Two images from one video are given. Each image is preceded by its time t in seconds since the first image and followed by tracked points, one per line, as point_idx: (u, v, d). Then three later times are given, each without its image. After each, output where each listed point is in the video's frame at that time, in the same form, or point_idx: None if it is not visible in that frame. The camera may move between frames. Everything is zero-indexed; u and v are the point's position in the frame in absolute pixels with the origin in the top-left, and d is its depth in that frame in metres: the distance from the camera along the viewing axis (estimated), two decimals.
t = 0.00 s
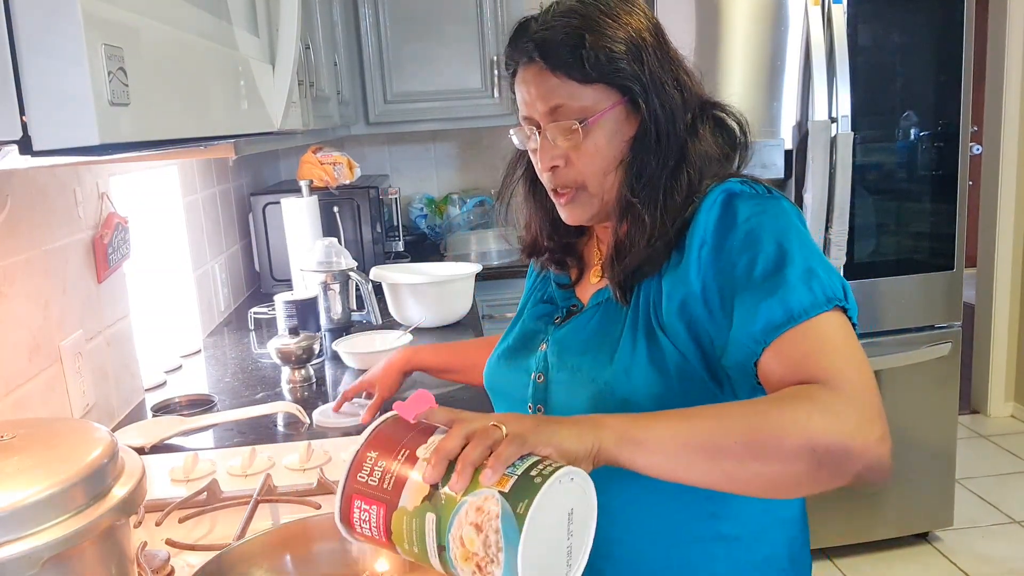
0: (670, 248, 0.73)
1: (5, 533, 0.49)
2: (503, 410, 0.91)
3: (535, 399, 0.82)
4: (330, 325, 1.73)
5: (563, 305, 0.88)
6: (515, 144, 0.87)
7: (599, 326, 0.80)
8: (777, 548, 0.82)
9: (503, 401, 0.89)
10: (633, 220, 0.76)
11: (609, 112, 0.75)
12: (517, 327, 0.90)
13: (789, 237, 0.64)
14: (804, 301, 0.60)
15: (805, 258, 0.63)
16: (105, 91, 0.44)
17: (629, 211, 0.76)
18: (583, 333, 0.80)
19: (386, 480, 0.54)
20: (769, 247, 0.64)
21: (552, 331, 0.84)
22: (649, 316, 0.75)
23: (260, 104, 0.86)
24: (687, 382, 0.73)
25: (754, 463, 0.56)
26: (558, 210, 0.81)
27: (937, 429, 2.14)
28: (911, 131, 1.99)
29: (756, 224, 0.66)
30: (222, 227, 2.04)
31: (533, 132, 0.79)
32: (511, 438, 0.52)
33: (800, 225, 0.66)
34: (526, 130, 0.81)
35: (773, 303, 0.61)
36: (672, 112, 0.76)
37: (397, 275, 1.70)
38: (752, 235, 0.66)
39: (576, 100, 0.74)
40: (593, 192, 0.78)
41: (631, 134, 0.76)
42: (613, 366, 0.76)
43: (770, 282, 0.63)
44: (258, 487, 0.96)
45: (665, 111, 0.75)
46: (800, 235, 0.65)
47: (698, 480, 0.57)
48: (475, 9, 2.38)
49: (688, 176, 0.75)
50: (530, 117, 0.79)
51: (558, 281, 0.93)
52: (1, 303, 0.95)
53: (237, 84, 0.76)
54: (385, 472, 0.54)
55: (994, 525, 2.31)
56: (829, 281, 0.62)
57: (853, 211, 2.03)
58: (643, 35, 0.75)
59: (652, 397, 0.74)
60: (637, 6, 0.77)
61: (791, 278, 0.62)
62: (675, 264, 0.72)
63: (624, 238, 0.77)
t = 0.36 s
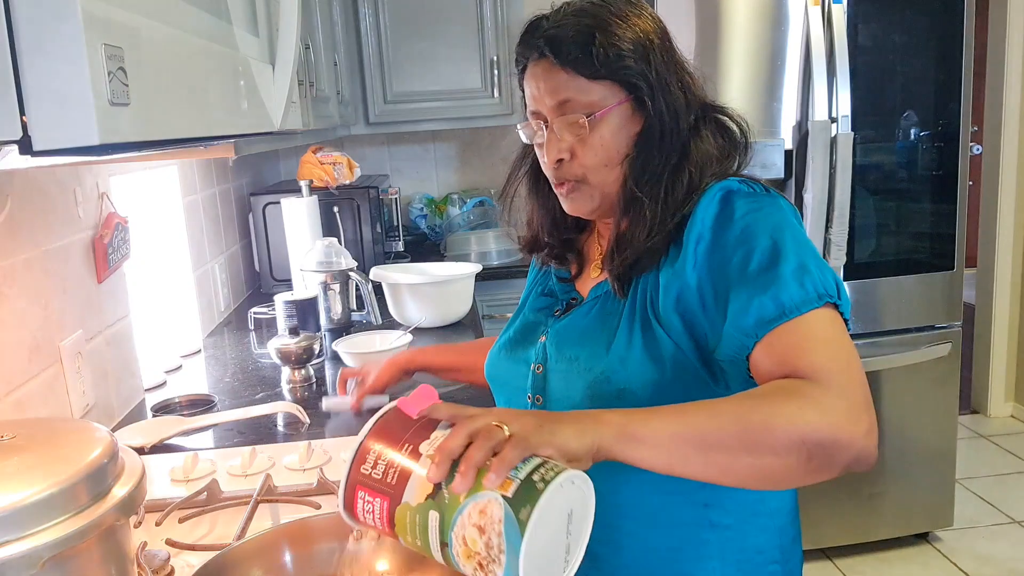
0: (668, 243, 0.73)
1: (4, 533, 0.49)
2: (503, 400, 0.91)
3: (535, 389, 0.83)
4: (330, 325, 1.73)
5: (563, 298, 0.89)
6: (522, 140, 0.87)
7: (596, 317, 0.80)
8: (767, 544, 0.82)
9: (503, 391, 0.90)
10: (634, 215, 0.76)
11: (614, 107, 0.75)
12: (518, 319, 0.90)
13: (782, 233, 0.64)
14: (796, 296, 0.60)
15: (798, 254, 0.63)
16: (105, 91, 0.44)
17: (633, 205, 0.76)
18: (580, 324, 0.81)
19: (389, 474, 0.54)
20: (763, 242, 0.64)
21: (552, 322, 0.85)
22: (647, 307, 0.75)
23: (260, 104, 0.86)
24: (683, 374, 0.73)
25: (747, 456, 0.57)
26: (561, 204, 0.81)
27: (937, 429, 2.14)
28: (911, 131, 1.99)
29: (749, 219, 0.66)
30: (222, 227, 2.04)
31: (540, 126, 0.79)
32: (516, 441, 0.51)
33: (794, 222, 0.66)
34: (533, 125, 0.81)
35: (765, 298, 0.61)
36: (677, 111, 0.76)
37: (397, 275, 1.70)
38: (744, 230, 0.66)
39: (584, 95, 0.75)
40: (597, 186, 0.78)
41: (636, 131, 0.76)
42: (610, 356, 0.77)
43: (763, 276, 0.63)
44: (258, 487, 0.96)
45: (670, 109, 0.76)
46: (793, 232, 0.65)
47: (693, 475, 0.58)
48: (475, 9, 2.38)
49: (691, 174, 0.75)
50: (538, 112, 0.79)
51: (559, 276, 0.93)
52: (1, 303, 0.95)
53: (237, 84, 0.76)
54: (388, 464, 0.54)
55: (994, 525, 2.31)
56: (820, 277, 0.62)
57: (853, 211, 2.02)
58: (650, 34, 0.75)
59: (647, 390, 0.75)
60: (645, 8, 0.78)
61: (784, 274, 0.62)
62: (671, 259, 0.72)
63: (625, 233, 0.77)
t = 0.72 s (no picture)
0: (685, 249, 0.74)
1: (3, 534, 0.48)
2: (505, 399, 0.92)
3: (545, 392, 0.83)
4: (330, 325, 1.72)
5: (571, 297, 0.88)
6: (539, 135, 0.88)
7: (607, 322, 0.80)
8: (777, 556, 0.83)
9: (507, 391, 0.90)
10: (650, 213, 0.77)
11: (635, 103, 0.76)
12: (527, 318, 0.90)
13: (804, 247, 0.65)
14: (815, 322, 0.61)
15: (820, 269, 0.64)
16: (105, 90, 0.44)
17: (651, 200, 0.77)
18: (592, 328, 0.81)
19: (412, 473, 0.51)
20: (785, 256, 0.65)
21: (561, 324, 0.84)
22: (661, 313, 0.75)
23: (260, 103, 0.86)
24: (695, 383, 0.74)
25: (760, 492, 0.58)
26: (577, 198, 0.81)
27: (937, 429, 2.14)
28: (911, 131, 1.99)
29: (771, 232, 0.67)
30: (222, 227, 2.04)
31: (559, 119, 0.80)
32: (545, 526, 0.50)
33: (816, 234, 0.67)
34: (552, 118, 0.82)
35: (787, 322, 0.62)
36: (699, 110, 0.77)
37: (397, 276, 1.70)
38: (766, 243, 0.67)
39: (607, 89, 0.76)
40: (614, 181, 0.79)
41: (656, 128, 0.78)
42: (622, 364, 0.77)
43: (785, 294, 0.64)
44: (258, 487, 0.96)
45: (690, 108, 0.76)
46: (814, 243, 0.66)
47: (705, 506, 0.58)
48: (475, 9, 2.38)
49: (709, 176, 0.76)
50: (559, 105, 0.80)
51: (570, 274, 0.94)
52: (0, 304, 0.95)
53: (237, 84, 0.76)
54: (414, 463, 0.51)
55: (994, 525, 2.31)
56: (840, 295, 0.63)
57: (853, 211, 2.03)
58: (674, 34, 0.77)
59: (657, 402, 0.75)
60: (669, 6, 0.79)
61: (805, 296, 0.63)
62: (689, 266, 0.73)
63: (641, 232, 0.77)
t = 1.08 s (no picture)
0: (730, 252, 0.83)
1: (3, 534, 0.48)
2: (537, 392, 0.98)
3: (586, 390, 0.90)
4: (330, 325, 1.72)
5: (599, 298, 0.94)
6: (577, 109, 0.93)
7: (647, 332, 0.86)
8: (779, 557, 0.89)
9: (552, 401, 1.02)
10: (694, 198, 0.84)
11: (684, 87, 0.83)
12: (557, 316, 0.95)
13: (851, 268, 0.75)
14: (860, 352, 0.72)
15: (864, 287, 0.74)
16: (105, 91, 0.44)
17: (697, 179, 0.84)
18: (632, 331, 0.87)
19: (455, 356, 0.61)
20: (836, 281, 0.74)
21: (598, 325, 0.90)
22: (705, 321, 0.83)
23: (260, 103, 0.86)
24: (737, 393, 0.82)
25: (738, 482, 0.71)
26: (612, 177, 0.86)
27: (937, 429, 2.14)
28: (911, 131, 2.00)
29: (821, 253, 0.76)
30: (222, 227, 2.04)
31: (602, 94, 0.86)
32: (528, 457, 0.64)
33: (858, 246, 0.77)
34: (592, 93, 0.88)
35: (837, 360, 0.72)
36: (748, 102, 0.85)
37: (397, 276, 1.70)
38: (816, 266, 0.76)
39: (656, 66, 0.82)
40: (651, 164, 0.85)
41: (704, 113, 0.85)
42: (665, 375, 0.84)
43: (837, 320, 0.74)
44: (258, 487, 0.96)
45: (741, 100, 0.84)
46: (860, 257, 0.76)
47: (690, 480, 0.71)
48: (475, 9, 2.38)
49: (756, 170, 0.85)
50: (605, 78, 0.86)
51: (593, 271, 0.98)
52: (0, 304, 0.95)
53: (237, 84, 0.76)
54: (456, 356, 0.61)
55: (995, 525, 2.31)
56: (880, 313, 0.74)
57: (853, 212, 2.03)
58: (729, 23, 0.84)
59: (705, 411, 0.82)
60: None
61: (852, 323, 0.73)
62: (739, 279, 0.81)
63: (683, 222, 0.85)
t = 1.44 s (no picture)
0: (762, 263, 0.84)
1: (4, 533, 0.48)
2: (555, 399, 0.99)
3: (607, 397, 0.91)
4: (330, 325, 1.72)
5: (619, 301, 0.94)
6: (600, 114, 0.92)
7: (673, 341, 0.88)
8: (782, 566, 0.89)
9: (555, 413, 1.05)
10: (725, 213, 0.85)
11: (715, 100, 0.82)
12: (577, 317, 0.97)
13: (887, 283, 0.76)
14: (901, 367, 0.73)
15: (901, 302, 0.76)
16: (105, 90, 0.44)
17: (731, 190, 0.84)
18: (661, 338, 0.88)
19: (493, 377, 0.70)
20: (875, 295, 0.76)
21: (622, 328, 0.91)
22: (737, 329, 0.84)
23: (260, 103, 0.86)
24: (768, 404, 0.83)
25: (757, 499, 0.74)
26: (639, 192, 0.86)
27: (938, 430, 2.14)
28: (911, 131, 2.00)
29: (858, 267, 0.77)
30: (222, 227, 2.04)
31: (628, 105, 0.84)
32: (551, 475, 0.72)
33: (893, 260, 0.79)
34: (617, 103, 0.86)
35: (879, 375, 0.73)
36: (782, 109, 0.84)
37: (397, 276, 1.70)
38: (854, 279, 0.77)
39: (687, 79, 0.81)
40: (679, 178, 0.84)
41: (737, 122, 0.84)
42: (694, 384, 0.84)
43: (876, 335, 0.75)
44: (258, 487, 0.96)
45: (775, 107, 0.84)
46: (896, 271, 0.77)
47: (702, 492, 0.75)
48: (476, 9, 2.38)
49: (788, 177, 0.86)
50: (630, 89, 0.84)
51: (611, 271, 0.99)
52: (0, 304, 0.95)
53: (237, 85, 0.76)
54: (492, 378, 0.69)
55: (994, 525, 2.31)
56: (917, 329, 0.75)
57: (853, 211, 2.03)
58: (761, 27, 0.82)
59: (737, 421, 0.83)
60: None
61: (891, 338, 0.74)
62: (773, 288, 0.83)
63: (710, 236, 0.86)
